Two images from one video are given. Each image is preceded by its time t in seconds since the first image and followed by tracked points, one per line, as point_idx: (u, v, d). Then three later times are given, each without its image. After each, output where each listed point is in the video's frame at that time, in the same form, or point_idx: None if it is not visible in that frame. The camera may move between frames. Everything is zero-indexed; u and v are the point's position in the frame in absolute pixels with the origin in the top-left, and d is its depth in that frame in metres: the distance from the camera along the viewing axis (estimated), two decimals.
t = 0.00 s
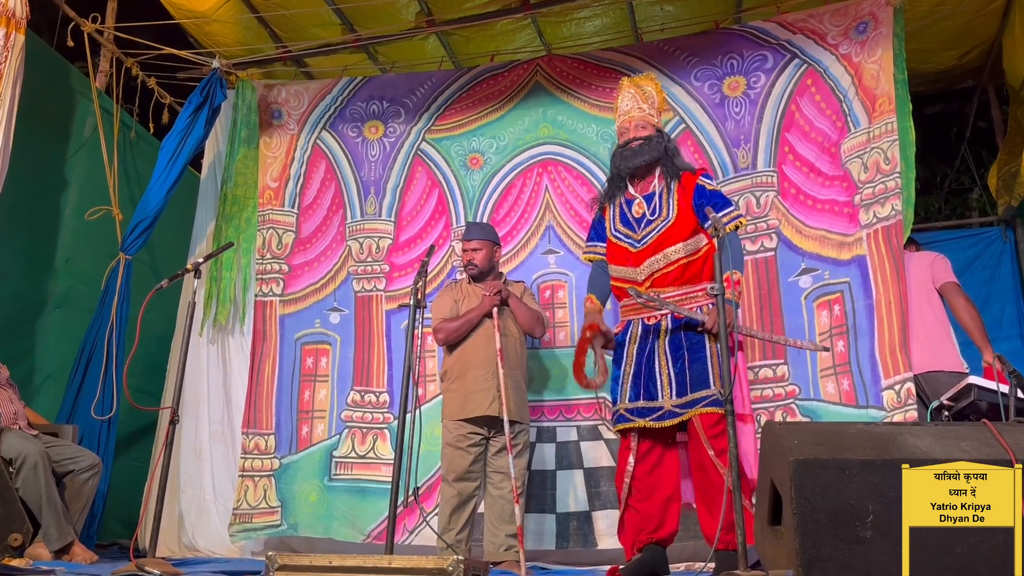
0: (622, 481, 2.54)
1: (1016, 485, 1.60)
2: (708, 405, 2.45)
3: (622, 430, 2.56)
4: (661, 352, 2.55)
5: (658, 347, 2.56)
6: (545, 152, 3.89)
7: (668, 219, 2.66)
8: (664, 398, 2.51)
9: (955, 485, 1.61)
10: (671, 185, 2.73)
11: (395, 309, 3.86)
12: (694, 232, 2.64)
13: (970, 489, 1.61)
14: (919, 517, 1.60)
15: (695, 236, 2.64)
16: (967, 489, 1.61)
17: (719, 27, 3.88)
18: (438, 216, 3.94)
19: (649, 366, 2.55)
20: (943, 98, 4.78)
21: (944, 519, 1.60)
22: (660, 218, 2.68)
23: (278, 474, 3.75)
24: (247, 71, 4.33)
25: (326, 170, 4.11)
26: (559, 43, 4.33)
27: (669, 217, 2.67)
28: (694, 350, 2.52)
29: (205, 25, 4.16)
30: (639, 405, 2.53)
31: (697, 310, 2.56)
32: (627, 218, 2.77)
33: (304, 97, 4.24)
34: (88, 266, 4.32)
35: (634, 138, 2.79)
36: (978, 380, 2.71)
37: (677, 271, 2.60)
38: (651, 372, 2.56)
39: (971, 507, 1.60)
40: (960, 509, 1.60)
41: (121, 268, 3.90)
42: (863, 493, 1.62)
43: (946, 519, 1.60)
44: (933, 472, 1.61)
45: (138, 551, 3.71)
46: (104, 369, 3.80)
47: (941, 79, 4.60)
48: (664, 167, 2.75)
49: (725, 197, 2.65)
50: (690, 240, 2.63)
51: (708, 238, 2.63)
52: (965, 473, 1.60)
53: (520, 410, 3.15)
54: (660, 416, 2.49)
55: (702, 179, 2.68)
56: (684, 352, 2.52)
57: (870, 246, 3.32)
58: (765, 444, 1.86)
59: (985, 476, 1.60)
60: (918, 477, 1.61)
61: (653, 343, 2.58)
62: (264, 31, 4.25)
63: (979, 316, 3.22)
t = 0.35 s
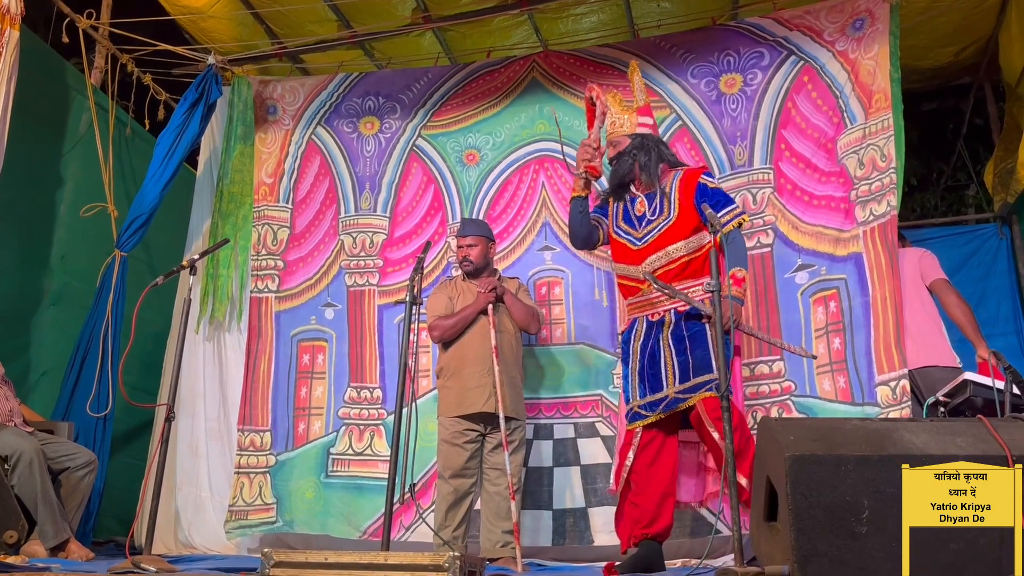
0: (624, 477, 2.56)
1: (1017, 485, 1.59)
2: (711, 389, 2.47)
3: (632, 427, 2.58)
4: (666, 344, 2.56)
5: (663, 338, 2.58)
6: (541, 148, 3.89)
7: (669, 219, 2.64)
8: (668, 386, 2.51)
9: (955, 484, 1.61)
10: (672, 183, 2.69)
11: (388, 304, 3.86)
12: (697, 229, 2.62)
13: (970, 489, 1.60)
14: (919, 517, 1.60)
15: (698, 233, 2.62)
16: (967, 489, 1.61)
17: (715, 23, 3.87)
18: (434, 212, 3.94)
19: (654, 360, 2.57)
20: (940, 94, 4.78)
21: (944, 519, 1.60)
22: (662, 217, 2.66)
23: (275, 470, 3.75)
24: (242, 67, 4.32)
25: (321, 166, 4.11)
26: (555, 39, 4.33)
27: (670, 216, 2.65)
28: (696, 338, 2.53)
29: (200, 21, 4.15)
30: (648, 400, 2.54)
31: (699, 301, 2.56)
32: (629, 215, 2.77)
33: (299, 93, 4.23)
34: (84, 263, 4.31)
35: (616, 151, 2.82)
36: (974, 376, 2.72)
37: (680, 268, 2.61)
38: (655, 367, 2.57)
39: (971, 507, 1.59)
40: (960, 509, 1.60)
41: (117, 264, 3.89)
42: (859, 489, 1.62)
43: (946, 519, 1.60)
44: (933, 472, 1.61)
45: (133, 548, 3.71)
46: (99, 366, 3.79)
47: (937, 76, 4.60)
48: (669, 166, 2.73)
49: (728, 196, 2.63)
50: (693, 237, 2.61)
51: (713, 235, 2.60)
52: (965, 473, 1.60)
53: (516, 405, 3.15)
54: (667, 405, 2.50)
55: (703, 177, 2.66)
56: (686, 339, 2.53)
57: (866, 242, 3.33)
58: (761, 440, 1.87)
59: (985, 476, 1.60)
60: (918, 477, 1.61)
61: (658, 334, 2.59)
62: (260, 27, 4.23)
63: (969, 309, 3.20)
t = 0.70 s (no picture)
0: (634, 469, 2.56)
1: (1016, 485, 1.59)
2: (742, 416, 2.47)
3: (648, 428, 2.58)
4: (695, 352, 2.55)
5: (693, 346, 2.57)
6: (538, 145, 3.89)
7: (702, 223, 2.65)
8: (693, 400, 2.51)
9: (955, 485, 1.61)
10: (706, 187, 2.70)
11: (383, 301, 3.86)
12: (732, 232, 2.63)
13: (970, 489, 1.60)
14: (920, 517, 1.60)
15: (734, 236, 2.63)
16: (967, 489, 1.61)
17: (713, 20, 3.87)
18: (431, 209, 3.93)
19: (681, 367, 2.57)
20: (937, 91, 4.79)
21: (944, 519, 1.60)
22: (695, 222, 2.67)
23: (271, 468, 3.75)
24: (239, 64, 4.31)
25: (318, 163, 4.10)
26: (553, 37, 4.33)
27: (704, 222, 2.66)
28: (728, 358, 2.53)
29: (197, 19, 4.13)
30: (667, 405, 2.54)
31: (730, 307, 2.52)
32: (666, 223, 2.76)
33: (296, 90, 4.22)
34: (80, 261, 4.30)
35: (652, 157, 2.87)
36: (971, 373, 2.71)
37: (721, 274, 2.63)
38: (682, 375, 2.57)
39: (971, 507, 1.59)
40: (960, 509, 1.60)
41: (114, 262, 3.88)
42: (856, 486, 1.62)
43: (946, 519, 1.60)
44: (933, 472, 1.61)
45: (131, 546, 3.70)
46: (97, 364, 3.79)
47: (934, 73, 4.60)
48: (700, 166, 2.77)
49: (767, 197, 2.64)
50: (729, 239, 2.63)
51: (748, 238, 2.60)
52: (965, 473, 1.60)
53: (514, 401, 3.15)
54: (689, 417, 2.50)
55: (736, 179, 2.66)
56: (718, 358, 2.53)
57: (863, 239, 3.33)
58: (759, 437, 1.87)
59: (985, 476, 1.60)
60: (918, 478, 1.61)
61: (688, 343, 2.58)
62: (256, 25, 4.22)
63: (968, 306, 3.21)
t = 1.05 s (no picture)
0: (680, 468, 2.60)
1: (1017, 486, 1.59)
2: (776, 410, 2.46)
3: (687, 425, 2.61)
4: (733, 351, 2.58)
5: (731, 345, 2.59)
6: (536, 143, 3.89)
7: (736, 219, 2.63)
8: (733, 398, 2.54)
9: (955, 485, 1.61)
10: (741, 181, 2.67)
11: (382, 299, 3.86)
12: (769, 226, 2.60)
13: (970, 489, 1.60)
14: (920, 517, 1.60)
15: (770, 230, 2.60)
16: (967, 489, 1.61)
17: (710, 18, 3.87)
18: (429, 207, 3.93)
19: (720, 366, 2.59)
20: (934, 90, 4.78)
21: (944, 519, 1.60)
22: (729, 217, 2.66)
23: (267, 467, 3.75)
24: (236, 63, 4.31)
25: (315, 161, 4.10)
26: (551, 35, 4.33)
27: (738, 216, 2.64)
28: (762, 354, 2.53)
29: (194, 17, 4.12)
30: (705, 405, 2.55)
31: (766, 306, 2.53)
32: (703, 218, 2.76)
33: (293, 88, 4.22)
34: (78, 259, 4.30)
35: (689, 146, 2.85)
36: (968, 371, 2.72)
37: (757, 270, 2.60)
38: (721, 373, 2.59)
39: (972, 507, 1.59)
40: (960, 509, 1.60)
41: (111, 260, 3.88)
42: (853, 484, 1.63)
43: (946, 519, 1.60)
44: (933, 472, 1.61)
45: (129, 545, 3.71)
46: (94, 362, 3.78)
47: (931, 71, 4.60)
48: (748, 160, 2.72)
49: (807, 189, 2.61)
50: (762, 235, 2.60)
51: (784, 231, 2.58)
52: (965, 473, 1.60)
53: (520, 400, 3.15)
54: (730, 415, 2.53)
55: (771, 171, 2.62)
56: (754, 354, 2.54)
57: (860, 237, 3.33)
58: (757, 436, 1.87)
59: (985, 476, 1.60)
60: (918, 478, 1.61)
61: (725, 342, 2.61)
62: (254, 23, 4.22)
63: (962, 303, 3.23)
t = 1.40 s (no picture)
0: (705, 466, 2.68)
1: (1017, 485, 1.59)
2: (771, 405, 2.47)
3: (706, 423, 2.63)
4: (732, 348, 2.59)
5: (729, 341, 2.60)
6: (534, 141, 3.89)
7: (733, 216, 2.64)
8: (735, 394, 2.54)
9: (955, 485, 1.61)
10: (740, 178, 2.67)
11: (381, 298, 3.86)
12: (766, 222, 2.60)
13: (970, 489, 1.60)
14: (920, 517, 1.60)
15: (767, 226, 2.60)
16: (967, 489, 1.61)
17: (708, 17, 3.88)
18: (427, 206, 3.93)
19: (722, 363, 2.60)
20: (933, 88, 4.81)
21: (944, 519, 1.60)
22: (728, 214, 2.66)
23: (263, 465, 3.75)
24: (234, 61, 4.30)
25: (314, 160, 4.09)
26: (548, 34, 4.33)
27: (735, 214, 2.64)
28: (757, 350, 2.53)
29: (192, 15, 4.12)
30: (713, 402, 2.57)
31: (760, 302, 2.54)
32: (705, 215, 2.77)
33: (291, 87, 4.22)
34: (76, 257, 4.30)
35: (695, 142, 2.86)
36: (966, 369, 2.73)
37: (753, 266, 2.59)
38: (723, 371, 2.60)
39: (971, 507, 1.59)
40: (960, 509, 1.60)
41: (109, 259, 3.87)
42: (851, 481, 1.63)
43: (946, 519, 1.60)
44: (933, 472, 1.62)
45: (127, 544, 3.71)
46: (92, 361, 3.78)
47: (929, 69, 4.61)
48: (750, 157, 2.71)
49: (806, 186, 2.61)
50: (758, 231, 2.60)
51: (781, 228, 2.57)
52: (965, 473, 1.60)
53: (527, 400, 3.16)
54: (734, 411, 2.53)
55: (769, 168, 2.61)
56: (749, 351, 2.54)
57: (858, 236, 3.33)
58: (755, 434, 1.88)
59: (985, 476, 1.60)
60: (918, 478, 1.62)
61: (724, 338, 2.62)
62: (252, 21, 4.22)
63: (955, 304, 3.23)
